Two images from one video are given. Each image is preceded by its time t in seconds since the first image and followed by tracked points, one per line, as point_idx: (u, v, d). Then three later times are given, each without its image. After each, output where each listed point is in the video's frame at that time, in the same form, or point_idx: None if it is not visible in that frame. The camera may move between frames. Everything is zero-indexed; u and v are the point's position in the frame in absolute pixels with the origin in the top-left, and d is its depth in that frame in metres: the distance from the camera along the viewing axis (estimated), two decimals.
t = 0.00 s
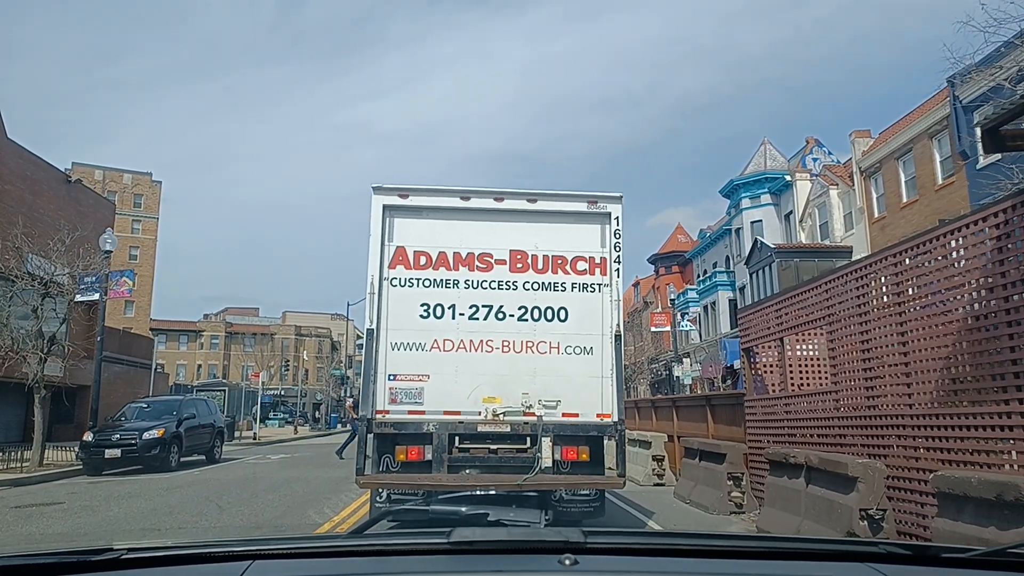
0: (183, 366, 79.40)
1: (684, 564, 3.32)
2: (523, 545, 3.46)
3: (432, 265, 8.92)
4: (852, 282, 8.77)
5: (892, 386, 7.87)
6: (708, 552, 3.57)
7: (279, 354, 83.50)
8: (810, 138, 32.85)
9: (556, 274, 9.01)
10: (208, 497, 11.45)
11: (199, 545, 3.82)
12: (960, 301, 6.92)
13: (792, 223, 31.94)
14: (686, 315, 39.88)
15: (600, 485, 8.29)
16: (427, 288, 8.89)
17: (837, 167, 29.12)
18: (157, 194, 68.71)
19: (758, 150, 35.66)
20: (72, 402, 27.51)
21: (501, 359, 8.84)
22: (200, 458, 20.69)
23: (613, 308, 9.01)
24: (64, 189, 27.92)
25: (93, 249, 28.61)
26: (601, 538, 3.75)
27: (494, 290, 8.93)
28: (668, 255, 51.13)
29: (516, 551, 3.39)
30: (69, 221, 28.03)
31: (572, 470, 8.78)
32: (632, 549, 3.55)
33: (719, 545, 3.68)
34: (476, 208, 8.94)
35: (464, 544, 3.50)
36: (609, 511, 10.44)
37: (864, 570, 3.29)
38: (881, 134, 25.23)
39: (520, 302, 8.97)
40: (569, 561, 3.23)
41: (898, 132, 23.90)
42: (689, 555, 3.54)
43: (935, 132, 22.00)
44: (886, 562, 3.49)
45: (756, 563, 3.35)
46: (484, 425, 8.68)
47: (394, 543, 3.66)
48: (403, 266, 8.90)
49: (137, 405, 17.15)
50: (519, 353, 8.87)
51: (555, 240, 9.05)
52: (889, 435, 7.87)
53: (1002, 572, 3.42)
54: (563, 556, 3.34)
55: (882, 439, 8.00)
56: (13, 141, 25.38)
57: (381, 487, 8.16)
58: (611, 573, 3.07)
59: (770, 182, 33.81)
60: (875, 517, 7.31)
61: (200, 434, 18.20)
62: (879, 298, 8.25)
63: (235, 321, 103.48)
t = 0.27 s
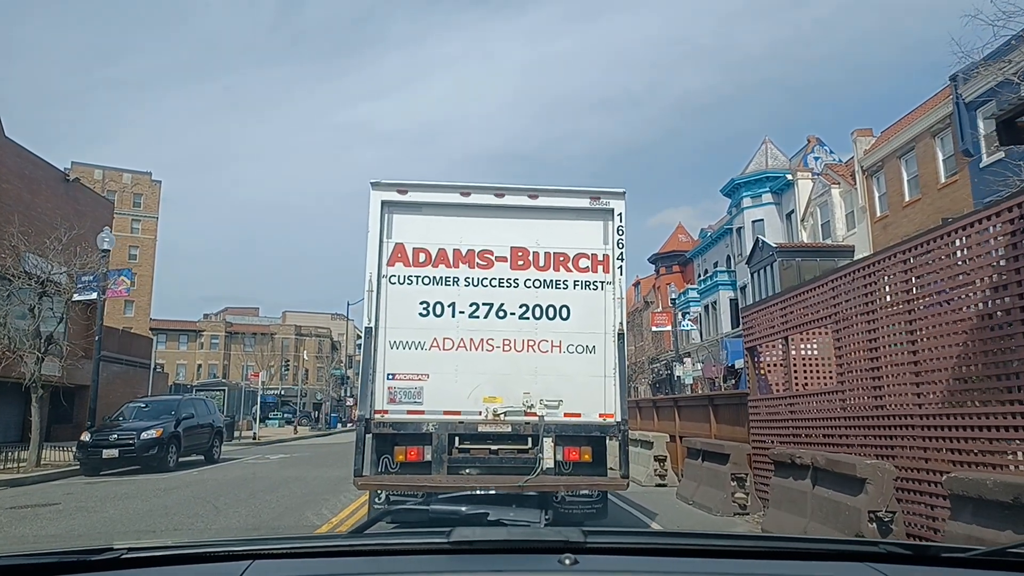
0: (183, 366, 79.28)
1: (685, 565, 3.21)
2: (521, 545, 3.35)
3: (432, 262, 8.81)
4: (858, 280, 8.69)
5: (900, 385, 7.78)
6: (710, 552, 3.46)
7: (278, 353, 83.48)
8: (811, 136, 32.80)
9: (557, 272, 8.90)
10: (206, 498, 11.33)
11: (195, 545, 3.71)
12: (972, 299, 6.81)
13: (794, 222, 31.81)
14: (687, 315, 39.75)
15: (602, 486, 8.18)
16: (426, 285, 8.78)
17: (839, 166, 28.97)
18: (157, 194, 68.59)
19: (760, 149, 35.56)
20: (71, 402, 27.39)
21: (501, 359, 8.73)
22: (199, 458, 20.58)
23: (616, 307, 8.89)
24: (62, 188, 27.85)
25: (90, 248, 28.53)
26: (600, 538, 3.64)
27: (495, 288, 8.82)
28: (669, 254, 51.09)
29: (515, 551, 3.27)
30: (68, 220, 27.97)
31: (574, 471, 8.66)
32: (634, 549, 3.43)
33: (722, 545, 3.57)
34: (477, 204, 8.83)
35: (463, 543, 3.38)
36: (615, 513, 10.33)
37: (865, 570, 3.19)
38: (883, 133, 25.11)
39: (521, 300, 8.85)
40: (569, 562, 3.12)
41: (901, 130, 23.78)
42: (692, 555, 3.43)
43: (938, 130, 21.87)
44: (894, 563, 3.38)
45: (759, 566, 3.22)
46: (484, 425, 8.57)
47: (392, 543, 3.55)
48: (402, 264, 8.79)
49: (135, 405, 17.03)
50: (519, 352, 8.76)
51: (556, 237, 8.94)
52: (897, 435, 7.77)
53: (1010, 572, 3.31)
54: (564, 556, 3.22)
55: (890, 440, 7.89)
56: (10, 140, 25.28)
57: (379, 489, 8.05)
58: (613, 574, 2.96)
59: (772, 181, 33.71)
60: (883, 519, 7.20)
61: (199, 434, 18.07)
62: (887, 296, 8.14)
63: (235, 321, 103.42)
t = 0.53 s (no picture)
0: (183, 366, 79.21)
1: (687, 564, 3.12)
2: (521, 545, 3.27)
3: (431, 261, 8.73)
4: (863, 279, 8.62)
5: (906, 385, 7.72)
6: (713, 552, 3.38)
7: (278, 353, 83.44)
8: (812, 135, 32.76)
9: (559, 270, 8.81)
10: (204, 498, 11.25)
11: (192, 545, 3.63)
12: (978, 297, 6.74)
13: (795, 222, 31.72)
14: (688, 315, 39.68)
15: (604, 487, 8.10)
16: (425, 283, 8.69)
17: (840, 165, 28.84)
18: (157, 194, 68.49)
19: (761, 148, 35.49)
20: (69, 402, 27.30)
21: (502, 358, 8.65)
22: (198, 458, 20.49)
23: (618, 306, 8.81)
24: (61, 187, 27.79)
25: (89, 248, 28.46)
26: (601, 537, 3.55)
27: (496, 287, 8.74)
28: (670, 254, 51.02)
29: (515, 550, 3.19)
30: (67, 220, 27.91)
31: (576, 472, 8.58)
32: (636, 549, 3.35)
33: (724, 544, 3.49)
34: (477, 200, 8.75)
35: (463, 543, 3.29)
36: (617, 514, 10.25)
37: (866, 570, 3.10)
38: (884, 131, 25.01)
39: (523, 299, 8.77)
40: (570, 562, 3.04)
41: (902, 129, 23.69)
42: (695, 554, 3.34)
43: (939, 129, 21.78)
44: (899, 563, 3.29)
45: (762, 566, 3.13)
46: (484, 425, 8.48)
47: (390, 542, 3.47)
48: (402, 262, 8.70)
49: (133, 405, 16.95)
50: (520, 351, 8.68)
51: (558, 234, 8.85)
52: (902, 435, 7.71)
53: (1018, 573, 3.23)
54: (564, 556, 3.14)
55: (896, 440, 7.82)
56: (9, 139, 25.21)
57: (378, 489, 7.96)
58: (612, 575, 2.87)
59: (772, 181, 33.64)
60: (891, 521, 7.13)
61: (198, 434, 17.98)
62: (892, 294, 8.08)
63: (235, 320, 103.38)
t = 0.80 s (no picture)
0: (183, 366, 79.18)
1: (688, 564, 3.06)
2: (521, 545, 3.21)
3: (431, 260, 8.67)
4: (867, 278, 8.56)
5: (910, 385, 7.66)
6: (714, 552, 3.32)
7: (278, 353, 83.41)
8: (813, 134, 32.75)
9: (560, 268, 8.76)
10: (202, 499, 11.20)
11: (194, 544, 3.58)
12: (984, 296, 6.67)
13: (795, 221, 31.66)
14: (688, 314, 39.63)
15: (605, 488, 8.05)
16: (425, 282, 8.63)
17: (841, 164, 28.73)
18: (156, 193, 68.40)
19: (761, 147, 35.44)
20: (69, 402, 27.27)
21: (502, 357, 8.59)
22: (198, 458, 20.45)
23: (619, 305, 8.75)
24: (60, 186, 27.74)
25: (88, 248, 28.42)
26: (602, 537, 3.49)
27: (496, 286, 8.68)
28: (670, 254, 50.98)
29: (514, 550, 3.13)
30: (66, 220, 27.86)
31: (576, 472, 8.51)
32: (637, 549, 3.29)
33: (725, 544, 3.43)
34: (477, 198, 8.70)
35: (463, 542, 3.24)
36: (619, 515, 10.20)
37: (868, 570, 3.03)
38: (885, 131, 24.97)
39: (524, 298, 8.70)
40: (570, 562, 2.98)
41: (903, 128, 23.64)
42: (695, 554, 3.29)
43: (941, 128, 21.73)
44: (903, 563, 3.22)
45: (764, 566, 3.07)
46: (485, 425, 8.42)
47: (391, 542, 3.41)
48: (402, 261, 8.64)
49: (133, 405, 16.90)
50: (521, 350, 8.62)
51: (559, 232, 8.80)
52: (908, 436, 7.65)
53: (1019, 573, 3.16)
54: (564, 556, 3.08)
55: (901, 440, 7.77)
56: (8, 138, 25.17)
57: (377, 490, 7.90)
58: (615, 575, 2.81)
59: (772, 180, 33.60)
60: (896, 522, 7.08)
61: (197, 434, 17.92)
62: (896, 293, 8.01)
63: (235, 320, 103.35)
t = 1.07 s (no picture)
0: (183, 366, 79.13)
1: (688, 564, 3.02)
2: (520, 545, 3.17)
3: (431, 259, 8.63)
4: (869, 278, 8.53)
5: (913, 385, 7.63)
6: (714, 552, 3.28)
7: (278, 353, 83.41)
8: (813, 134, 32.77)
9: (560, 267, 8.72)
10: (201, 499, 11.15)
11: (194, 544, 3.54)
12: (986, 296, 6.66)
13: (796, 221, 31.61)
14: (688, 314, 39.60)
15: (606, 488, 8.01)
16: (424, 281, 8.60)
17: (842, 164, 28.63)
18: (156, 193, 68.30)
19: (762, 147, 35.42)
20: (68, 402, 27.25)
21: (502, 357, 8.55)
22: (198, 458, 20.42)
23: (620, 304, 8.71)
24: (60, 187, 27.72)
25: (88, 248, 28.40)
26: (602, 537, 3.45)
27: (496, 285, 8.64)
28: (671, 254, 50.95)
29: (514, 550, 3.09)
30: (66, 220, 27.85)
31: (577, 473, 8.48)
32: (637, 550, 3.25)
33: (725, 544, 3.39)
34: (477, 196, 8.66)
35: (463, 542, 3.20)
36: (619, 515, 10.17)
37: (868, 570, 2.99)
38: (886, 130, 24.93)
39: (524, 297, 8.67)
40: (570, 562, 2.94)
41: (904, 128, 23.60)
42: (695, 554, 3.25)
43: (942, 128, 21.70)
44: (904, 563, 3.18)
45: (764, 567, 3.03)
46: (484, 425, 8.38)
47: (390, 542, 3.37)
48: (401, 260, 8.61)
49: (132, 405, 16.86)
50: (521, 350, 8.58)
51: (559, 231, 8.76)
52: (910, 436, 7.62)
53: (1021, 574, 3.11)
54: (564, 556, 3.04)
55: (904, 441, 7.73)
56: (8, 138, 25.16)
57: (376, 490, 7.86)
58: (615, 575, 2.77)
59: (773, 180, 33.57)
60: (900, 522, 7.05)
61: (197, 434, 17.88)
62: (899, 293, 7.97)
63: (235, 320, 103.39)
